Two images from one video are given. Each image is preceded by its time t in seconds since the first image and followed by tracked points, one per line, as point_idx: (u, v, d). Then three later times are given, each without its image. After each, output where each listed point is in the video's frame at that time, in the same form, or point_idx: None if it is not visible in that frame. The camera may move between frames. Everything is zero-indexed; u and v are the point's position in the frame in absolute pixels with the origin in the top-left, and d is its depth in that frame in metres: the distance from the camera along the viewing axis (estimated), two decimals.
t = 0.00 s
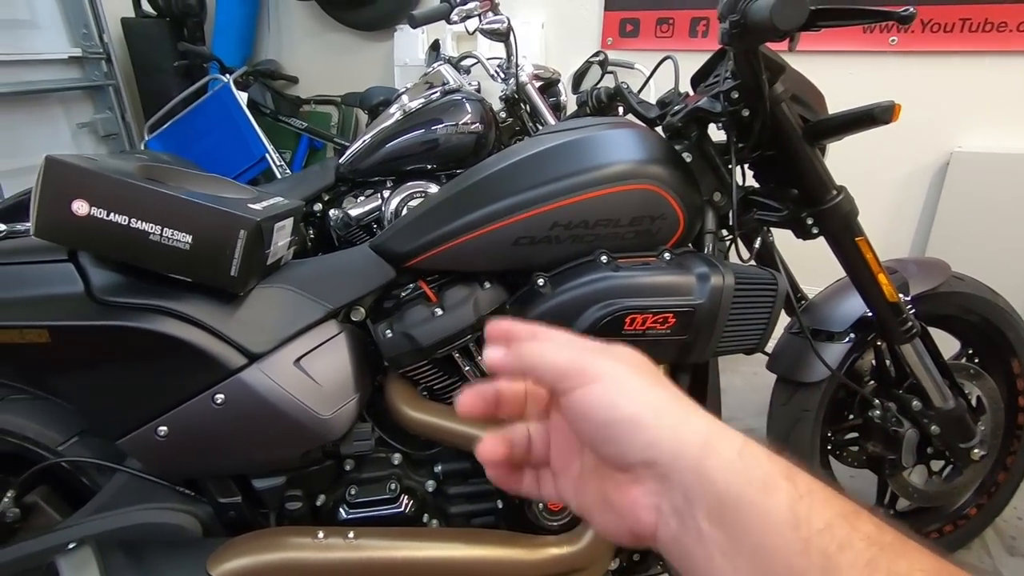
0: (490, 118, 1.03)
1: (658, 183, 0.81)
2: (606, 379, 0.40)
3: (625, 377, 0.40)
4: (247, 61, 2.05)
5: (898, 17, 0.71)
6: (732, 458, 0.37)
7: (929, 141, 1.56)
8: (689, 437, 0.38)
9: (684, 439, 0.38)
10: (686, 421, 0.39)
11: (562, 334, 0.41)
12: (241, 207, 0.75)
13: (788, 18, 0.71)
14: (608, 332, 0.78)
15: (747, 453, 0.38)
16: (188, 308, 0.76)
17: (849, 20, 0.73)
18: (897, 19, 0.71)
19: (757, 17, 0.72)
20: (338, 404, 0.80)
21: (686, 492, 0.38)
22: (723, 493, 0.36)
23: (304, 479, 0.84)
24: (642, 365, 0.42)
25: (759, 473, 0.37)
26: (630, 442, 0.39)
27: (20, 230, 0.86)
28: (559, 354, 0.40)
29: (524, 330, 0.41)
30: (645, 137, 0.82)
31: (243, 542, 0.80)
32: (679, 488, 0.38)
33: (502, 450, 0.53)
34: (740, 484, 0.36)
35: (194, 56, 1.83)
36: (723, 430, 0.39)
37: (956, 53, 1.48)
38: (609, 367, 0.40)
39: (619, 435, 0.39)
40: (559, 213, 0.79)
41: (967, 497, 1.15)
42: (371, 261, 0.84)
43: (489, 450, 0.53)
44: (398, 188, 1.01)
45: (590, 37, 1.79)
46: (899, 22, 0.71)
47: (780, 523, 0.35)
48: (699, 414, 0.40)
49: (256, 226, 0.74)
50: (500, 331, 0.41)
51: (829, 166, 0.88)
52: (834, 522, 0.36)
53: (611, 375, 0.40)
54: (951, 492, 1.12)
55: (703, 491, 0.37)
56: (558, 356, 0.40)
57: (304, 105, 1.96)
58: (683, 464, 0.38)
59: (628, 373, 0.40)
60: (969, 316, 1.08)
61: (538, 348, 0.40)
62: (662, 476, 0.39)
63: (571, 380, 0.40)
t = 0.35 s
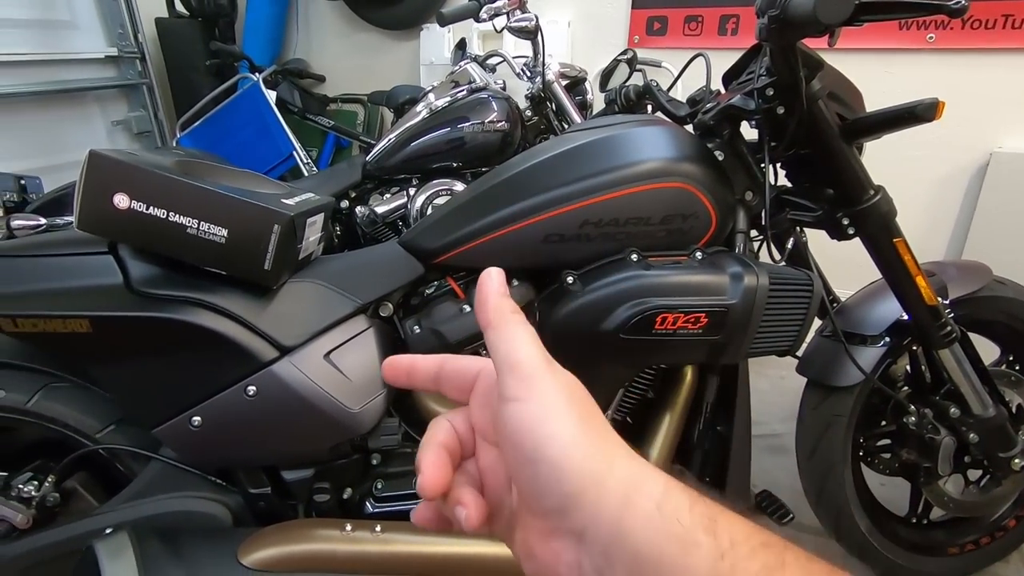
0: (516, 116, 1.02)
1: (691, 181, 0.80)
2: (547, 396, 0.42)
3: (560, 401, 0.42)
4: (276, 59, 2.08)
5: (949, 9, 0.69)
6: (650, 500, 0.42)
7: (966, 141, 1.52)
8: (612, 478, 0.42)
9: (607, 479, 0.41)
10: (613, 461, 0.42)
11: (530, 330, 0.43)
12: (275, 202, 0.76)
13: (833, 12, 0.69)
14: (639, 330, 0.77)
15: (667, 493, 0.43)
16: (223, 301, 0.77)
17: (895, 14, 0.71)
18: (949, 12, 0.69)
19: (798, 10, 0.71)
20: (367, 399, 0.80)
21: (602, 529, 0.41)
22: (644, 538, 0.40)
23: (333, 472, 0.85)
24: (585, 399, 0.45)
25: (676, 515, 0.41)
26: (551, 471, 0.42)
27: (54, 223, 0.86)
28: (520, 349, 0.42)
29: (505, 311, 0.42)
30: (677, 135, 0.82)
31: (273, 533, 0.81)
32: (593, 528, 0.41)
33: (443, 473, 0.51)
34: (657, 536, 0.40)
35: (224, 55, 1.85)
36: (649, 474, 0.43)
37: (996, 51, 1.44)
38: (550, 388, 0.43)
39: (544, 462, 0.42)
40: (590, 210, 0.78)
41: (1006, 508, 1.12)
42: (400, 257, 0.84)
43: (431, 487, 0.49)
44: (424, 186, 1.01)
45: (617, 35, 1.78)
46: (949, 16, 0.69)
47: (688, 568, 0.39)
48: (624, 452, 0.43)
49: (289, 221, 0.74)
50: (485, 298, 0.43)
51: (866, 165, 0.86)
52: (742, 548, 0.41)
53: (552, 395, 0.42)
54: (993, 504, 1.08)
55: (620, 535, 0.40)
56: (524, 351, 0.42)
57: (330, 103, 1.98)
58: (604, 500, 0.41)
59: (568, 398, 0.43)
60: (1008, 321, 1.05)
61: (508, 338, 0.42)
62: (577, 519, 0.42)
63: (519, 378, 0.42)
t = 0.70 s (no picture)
0: (536, 112, 1.02)
1: (715, 177, 0.79)
2: (586, 424, 0.45)
3: (599, 430, 0.45)
4: (299, 57, 2.09)
5: None
6: (682, 534, 0.45)
7: (1000, 139, 1.48)
8: (648, 511, 0.45)
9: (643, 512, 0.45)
10: (649, 494, 0.46)
11: (572, 357, 0.45)
12: (298, 195, 0.76)
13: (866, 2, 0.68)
14: (659, 327, 0.76)
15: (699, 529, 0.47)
16: (247, 293, 0.78)
17: (928, 6, 0.70)
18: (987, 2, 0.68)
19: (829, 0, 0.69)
20: (386, 392, 0.81)
21: (636, 563, 0.44)
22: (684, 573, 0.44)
23: (352, 464, 0.86)
24: (619, 426, 0.48)
25: (716, 554, 0.46)
26: (590, 500, 0.45)
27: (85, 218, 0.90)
28: (561, 376, 0.45)
29: (549, 338, 0.45)
30: (701, 130, 0.81)
31: (293, 522, 0.82)
32: (628, 560, 0.45)
33: (471, 492, 0.53)
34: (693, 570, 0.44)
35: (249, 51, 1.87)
36: (682, 510, 0.47)
37: None
38: (588, 416, 0.45)
39: (583, 491, 0.45)
40: (611, 206, 0.78)
41: None
42: (420, 251, 0.84)
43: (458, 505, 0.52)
44: (444, 182, 1.01)
45: (640, 31, 1.77)
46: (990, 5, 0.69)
47: None
48: (658, 486, 0.47)
49: (312, 214, 0.75)
50: (530, 324, 0.46)
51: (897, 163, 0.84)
52: None
53: (590, 423, 0.45)
54: None
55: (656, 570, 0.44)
56: (567, 382, 0.45)
57: (353, 100, 1.99)
58: (639, 533, 0.45)
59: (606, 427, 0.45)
60: None
61: (551, 365, 0.45)
62: (611, 550, 0.45)
63: (560, 406, 0.45)
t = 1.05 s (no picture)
0: (545, 112, 1.02)
1: (723, 177, 0.79)
2: (606, 432, 0.45)
3: (619, 438, 0.45)
4: (311, 57, 2.11)
5: None
6: (702, 541, 0.47)
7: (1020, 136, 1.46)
8: (669, 518, 0.46)
9: (664, 519, 0.46)
10: (669, 500, 0.47)
11: (588, 362, 0.44)
12: (307, 195, 0.77)
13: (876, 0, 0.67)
14: (666, 327, 0.76)
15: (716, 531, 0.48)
16: (256, 291, 0.79)
17: (941, 3, 0.68)
18: None
19: None
20: (393, 390, 0.81)
21: (658, 568, 0.46)
22: None
23: (359, 461, 0.87)
24: (637, 429, 0.48)
25: (736, 561, 0.48)
26: (611, 508, 0.46)
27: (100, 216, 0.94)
28: (579, 384, 0.44)
29: (565, 343, 0.44)
30: (710, 129, 0.80)
31: (300, 518, 0.82)
32: (649, 565, 0.46)
33: (488, 491, 0.55)
34: None
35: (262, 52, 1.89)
36: (700, 513, 0.48)
37: None
38: (609, 423, 0.45)
39: (604, 500, 0.46)
40: (618, 205, 0.78)
41: None
42: (428, 250, 0.85)
43: (474, 503, 0.53)
44: (454, 181, 1.01)
45: (650, 30, 1.76)
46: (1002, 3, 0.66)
47: None
48: (677, 490, 0.48)
49: (321, 213, 0.75)
50: (543, 329, 0.44)
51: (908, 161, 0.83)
52: None
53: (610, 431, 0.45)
54: None
55: (677, 574, 0.46)
56: (585, 389, 0.44)
57: (364, 100, 2.00)
58: (660, 539, 0.46)
59: (625, 433, 0.45)
60: None
61: (569, 373, 0.44)
62: (633, 555, 0.47)
63: (580, 414, 0.45)
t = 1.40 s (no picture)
0: (545, 106, 1.02)
1: (724, 168, 0.78)
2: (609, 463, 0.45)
3: (623, 469, 0.45)
4: (311, 53, 2.10)
5: None
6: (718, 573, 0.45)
7: None
8: (679, 550, 0.45)
9: (674, 551, 0.45)
10: (679, 531, 0.45)
11: (585, 396, 0.45)
12: (305, 189, 0.76)
13: None
14: (666, 320, 0.76)
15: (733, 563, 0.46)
16: (253, 286, 0.78)
17: None
18: None
19: None
20: (393, 384, 0.81)
21: None
22: None
23: (359, 456, 0.86)
24: (642, 461, 0.48)
25: None
26: (619, 540, 0.45)
27: (102, 214, 0.90)
28: (577, 418, 0.44)
29: (559, 380, 0.44)
30: (711, 120, 0.79)
31: (300, 513, 0.82)
32: None
33: (481, 519, 0.57)
34: None
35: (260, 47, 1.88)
36: (716, 546, 0.47)
37: None
38: (610, 455, 0.45)
39: (612, 532, 0.45)
40: (618, 197, 0.77)
41: None
42: (426, 245, 0.84)
43: (467, 529, 0.55)
44: (454, 176, 1.00)
45: (652, 22, 1.74)
46: None
47: None
48: (688, 521, 0.47)
49: (318, 207, 0.75)
50: (537, 369, 0.45)
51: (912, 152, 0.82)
52: None
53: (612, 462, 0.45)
54: None
55: None
56: (584, 422, 0.44)
57: (364, 95, 1.99)
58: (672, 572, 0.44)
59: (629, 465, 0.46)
60: None
61: (565, 409, 0.44)
62: None
63: (580, 448, 0.45)
